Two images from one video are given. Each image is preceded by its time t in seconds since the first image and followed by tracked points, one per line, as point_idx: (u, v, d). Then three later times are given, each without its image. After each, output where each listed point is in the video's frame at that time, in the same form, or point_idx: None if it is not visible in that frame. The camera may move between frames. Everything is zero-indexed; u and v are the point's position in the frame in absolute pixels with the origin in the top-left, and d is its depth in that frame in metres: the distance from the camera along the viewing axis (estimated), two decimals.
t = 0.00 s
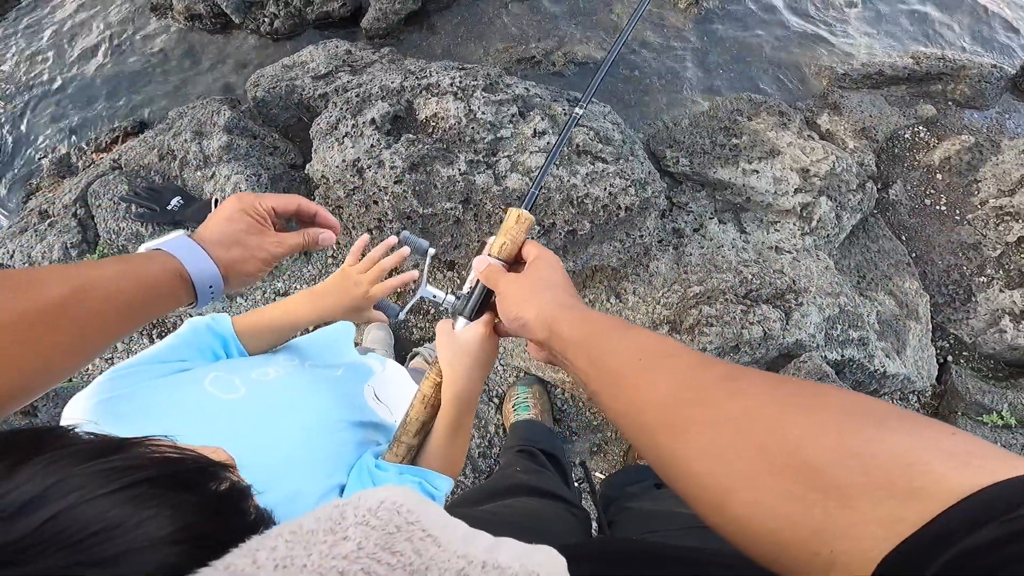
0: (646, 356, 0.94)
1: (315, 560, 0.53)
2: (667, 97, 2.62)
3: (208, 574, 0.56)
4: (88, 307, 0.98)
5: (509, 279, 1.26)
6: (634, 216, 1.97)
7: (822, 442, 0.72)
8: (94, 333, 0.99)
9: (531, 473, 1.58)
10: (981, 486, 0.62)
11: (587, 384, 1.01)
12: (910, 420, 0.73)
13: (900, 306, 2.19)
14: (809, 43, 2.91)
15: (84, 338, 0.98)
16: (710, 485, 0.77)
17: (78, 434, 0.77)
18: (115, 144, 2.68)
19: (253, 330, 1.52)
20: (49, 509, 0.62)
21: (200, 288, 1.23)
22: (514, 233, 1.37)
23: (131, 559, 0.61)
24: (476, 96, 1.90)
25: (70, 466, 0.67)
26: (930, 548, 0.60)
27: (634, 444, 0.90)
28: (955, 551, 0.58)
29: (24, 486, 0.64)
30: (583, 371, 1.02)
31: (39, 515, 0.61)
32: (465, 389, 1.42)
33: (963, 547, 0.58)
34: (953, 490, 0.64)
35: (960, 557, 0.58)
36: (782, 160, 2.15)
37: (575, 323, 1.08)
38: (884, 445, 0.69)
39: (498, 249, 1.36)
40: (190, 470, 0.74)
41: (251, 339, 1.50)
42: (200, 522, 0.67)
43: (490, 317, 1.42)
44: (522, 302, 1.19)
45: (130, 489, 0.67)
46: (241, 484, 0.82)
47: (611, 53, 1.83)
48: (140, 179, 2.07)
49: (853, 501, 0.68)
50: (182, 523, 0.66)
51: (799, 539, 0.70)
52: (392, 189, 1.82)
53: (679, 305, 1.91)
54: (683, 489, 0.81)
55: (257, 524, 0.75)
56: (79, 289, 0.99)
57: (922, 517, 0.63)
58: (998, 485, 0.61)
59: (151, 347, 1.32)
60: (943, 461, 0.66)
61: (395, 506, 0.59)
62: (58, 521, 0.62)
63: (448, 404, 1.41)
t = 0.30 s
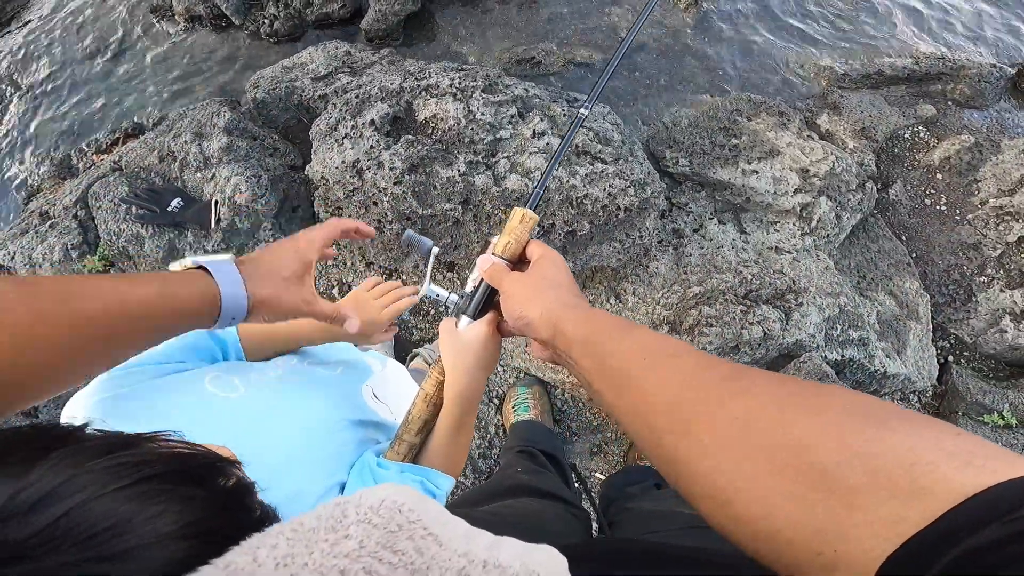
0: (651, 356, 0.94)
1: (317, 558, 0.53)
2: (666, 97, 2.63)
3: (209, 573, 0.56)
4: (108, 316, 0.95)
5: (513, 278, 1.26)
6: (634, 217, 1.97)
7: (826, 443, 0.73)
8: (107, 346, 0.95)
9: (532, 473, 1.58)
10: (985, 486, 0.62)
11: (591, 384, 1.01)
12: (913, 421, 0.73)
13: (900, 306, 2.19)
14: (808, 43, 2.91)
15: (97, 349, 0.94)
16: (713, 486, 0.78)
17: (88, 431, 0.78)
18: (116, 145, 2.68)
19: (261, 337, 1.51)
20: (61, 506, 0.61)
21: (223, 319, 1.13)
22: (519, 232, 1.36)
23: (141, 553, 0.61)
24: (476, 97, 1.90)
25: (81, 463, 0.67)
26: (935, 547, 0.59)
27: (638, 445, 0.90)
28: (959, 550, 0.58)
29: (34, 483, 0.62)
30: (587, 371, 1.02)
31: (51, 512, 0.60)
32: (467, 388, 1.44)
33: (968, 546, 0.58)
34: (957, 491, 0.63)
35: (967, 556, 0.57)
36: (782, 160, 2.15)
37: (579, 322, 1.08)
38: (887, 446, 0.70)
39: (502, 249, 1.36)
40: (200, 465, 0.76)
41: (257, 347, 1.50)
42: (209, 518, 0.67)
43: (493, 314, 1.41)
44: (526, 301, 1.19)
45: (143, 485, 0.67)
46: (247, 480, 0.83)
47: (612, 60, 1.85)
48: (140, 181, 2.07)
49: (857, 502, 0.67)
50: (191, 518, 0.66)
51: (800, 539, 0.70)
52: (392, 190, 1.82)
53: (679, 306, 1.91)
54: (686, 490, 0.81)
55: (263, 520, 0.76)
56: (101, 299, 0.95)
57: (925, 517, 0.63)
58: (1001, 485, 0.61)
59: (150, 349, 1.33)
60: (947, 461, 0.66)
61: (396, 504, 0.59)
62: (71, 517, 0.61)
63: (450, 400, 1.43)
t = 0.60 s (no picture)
0: (654, 361, 0.93)
1: (315, 566, 0.53)
2: (664, 102, 2.63)
3: None
4: (94, 343, 1.00)
5: (520, 283, 1.27)
6: (633, 223, 1.97)
7: (831, 446, 0.72)
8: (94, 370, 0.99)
9: (532, 479, 1.58)
10: (986, 490, 0.63)
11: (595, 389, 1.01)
12: (918, 426, 0.73)
13: (901, 310, 2.19)
14: (807, 46, 2.91)
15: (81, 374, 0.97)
16: (719, 491, 0.77)
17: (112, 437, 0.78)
18: (117, 153, 2.69)
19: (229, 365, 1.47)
20: (93, 519, 0.60)
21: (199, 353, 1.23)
22: (530, 237, 1.37)
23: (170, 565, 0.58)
24: (474, 104, 1.91)
25: (108, 475, 0.66)
26: (935, 550, 0.60)
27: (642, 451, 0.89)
28: (959, 552, 0.59)
29: (65, 496, 0.61)
30: (591, 375, 1.02)
31: (84, 526, 0.59)
32: (477, 391, 1.44)
33: (967, 549, 0.59)
34: (960, 495, 0.64)
35: (966, 558, 0.58)
36: (780, 165, 2.15)
37: (584, 327, 1.09)
38: (891, 449, 0.70)
39: (514, 254, 1.38)
40: (221, 475, 0.75)
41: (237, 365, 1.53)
42: (233, 527, 0.66)
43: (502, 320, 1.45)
44: (532, 307, 1.20)
45: (171, 496, 0.66)
46: (262, 486, 0.82)
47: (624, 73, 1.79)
48: (140, 189, 2.08)
49: (864, 505, 0.67)
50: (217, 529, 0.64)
51: (806, 544, 0.70)
52: (391, 198, 1.83)
53: (678, 312, 1.91)
54: (693, 496, 0.80)
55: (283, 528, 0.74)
56: (87, 330, 1.01)
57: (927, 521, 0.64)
58: (1002, 489, 0.62)
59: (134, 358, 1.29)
60: (948, 465, 0.67)
61: (394, 512, 0.59)
62: (103, 531, 0.59)
63: (459, 404, 1.43)
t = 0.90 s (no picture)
0: (648, 367, 0.93)
1: (316, 565, 0.51)
2: (656, 105, 2.64)
3: None
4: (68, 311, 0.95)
5: (509, 287, 1.26)
6: (626, 226, 1.98)
7: (830, 454, 0.73)
8: (59, 355, 0.92)
9: (526, 483, 1.57)
10: (988, 494, 0.61)
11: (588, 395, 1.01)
12: (914, 431, 0.73)
13: (892, 312, 2.20)
14: (797, 50, 2.93)
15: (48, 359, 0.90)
16: (716, 497, 0.78)
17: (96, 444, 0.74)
18: (107, 157, 2.68)
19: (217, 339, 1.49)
20: (99, 528, 0.57)
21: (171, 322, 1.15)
22: (515, 239, 1.35)
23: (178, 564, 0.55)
24: (467, 107, 1.91)
25: (110, 482, 0.63)
26: (932, 559, 0.59)
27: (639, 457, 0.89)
28: (957, 560, 0.57)
29: (69, 505, 0.58)
30: (584, 381, 1.02)
31: (91, 534, 0.56)
32: (463, 396, 1.43)
33: (964, 556, 0.57)
34: (958, 502, 0.63)
35: (963, 566, 0.56)
36: (772, 168, 2.17)
37: (577, 332, 1.08)
38: (890, 455, 0.70)
39: (498, 257, 1.36)
40: (217, 479, 0.72)
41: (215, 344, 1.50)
42: (237, 526, 0.62)
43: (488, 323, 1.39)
44: (522, 311, 1.19)
45: (175, 501, 0.63)
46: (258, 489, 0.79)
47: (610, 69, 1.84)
48: (131, 193, 2.07)
49: (861, 509, 0.68)
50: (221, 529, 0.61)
51: (804, 547, 0.70)
52: (384, 201, 1.83)
53: (671, 314, 1.91)
54: (690, 502, 0.81)
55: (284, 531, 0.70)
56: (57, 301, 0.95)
57: (924, 527, 0.63)
58: (1001, 494, 0.60)
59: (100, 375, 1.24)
60: (945, 471, 0.66)
61: (395, 510, 0.56)
62: (111, 540, 0.56)
63: (447, 411, 1.43)
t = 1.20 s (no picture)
0: (643, 373, 0.93)
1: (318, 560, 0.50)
2: (662, 102, 2.63)
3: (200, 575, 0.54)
4: (67, 272, 0.93)
5: (498, 296, 1.25)
6: (630, 222, 1.97)
7: (819, 460, 0.72)
8: (62, 315, 0.91)
9: (528, 479, 1.57)
10: (983, 498, 0.62)
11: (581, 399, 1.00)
12: (906, 434, 0.72)
13: (897, 310, 2.19)
14: (804, 47, 2.92)
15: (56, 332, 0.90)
16: (707, 501, 0.77)
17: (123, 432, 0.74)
18: (113, 151, 2.68)
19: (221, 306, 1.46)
20: (116, 520, 0.56)
21: (179, 275, 1.16)
22: (501, 247, 1.34)
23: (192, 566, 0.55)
24: (472, 102, 1.90)
25: (130, 473, 0.62)
26: (937, 556, 0.59)
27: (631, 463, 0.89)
28: (956, 561, 0.58)
29: (87, 495, 0.58)
30: (575, 389, 1.02)
31: (106, 527, 0.56)
32: (455, 407, 1.40)
33: (963, 557, 0.58)
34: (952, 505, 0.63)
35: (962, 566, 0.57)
36: (778, 165, 2.15)
37: (567, 340, 1.08)
38: (879, 461, 0.69)
39: (484, 266, 1.36)
40: (235, 476, 0.71)
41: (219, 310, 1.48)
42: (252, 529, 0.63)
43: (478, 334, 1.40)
44: (511, 319, 1.19)
45: (196, 497, 0.63)
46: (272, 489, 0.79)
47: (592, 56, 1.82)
48: (136, 187, 2.07)
49: (854, 517, 0.67)
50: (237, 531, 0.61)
51: (797, 552, 0.70)
52: (388, 196, 1.83)
53: (675, 311, 1.91)
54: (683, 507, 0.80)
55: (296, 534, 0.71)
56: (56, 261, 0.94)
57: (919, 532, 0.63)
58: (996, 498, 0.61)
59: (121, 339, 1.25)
60: (940, 478, 0.66)
61: (397, 508, 0.56)
62: (127, 534, 0.56)
63: (442, 422, 1.41)
